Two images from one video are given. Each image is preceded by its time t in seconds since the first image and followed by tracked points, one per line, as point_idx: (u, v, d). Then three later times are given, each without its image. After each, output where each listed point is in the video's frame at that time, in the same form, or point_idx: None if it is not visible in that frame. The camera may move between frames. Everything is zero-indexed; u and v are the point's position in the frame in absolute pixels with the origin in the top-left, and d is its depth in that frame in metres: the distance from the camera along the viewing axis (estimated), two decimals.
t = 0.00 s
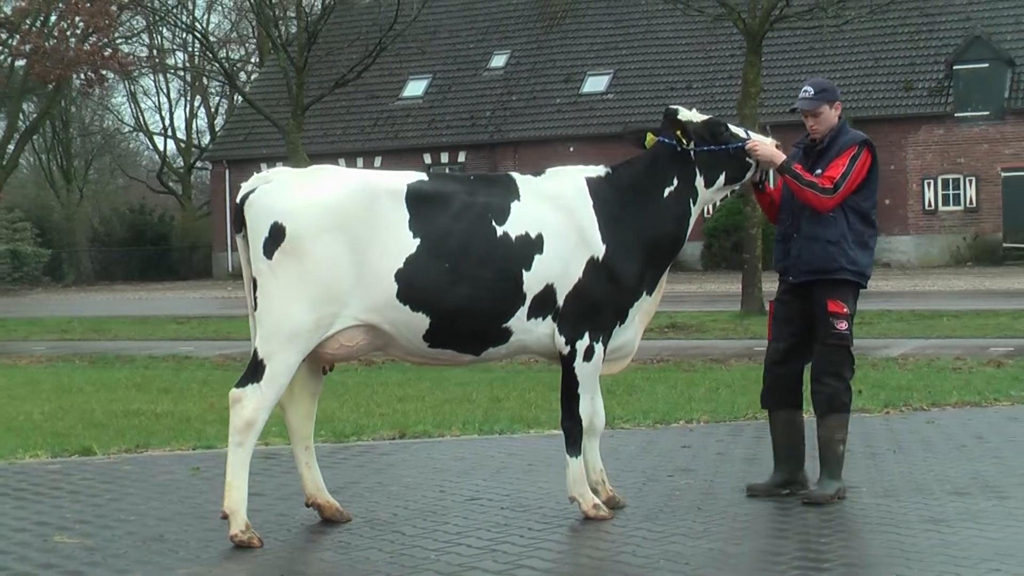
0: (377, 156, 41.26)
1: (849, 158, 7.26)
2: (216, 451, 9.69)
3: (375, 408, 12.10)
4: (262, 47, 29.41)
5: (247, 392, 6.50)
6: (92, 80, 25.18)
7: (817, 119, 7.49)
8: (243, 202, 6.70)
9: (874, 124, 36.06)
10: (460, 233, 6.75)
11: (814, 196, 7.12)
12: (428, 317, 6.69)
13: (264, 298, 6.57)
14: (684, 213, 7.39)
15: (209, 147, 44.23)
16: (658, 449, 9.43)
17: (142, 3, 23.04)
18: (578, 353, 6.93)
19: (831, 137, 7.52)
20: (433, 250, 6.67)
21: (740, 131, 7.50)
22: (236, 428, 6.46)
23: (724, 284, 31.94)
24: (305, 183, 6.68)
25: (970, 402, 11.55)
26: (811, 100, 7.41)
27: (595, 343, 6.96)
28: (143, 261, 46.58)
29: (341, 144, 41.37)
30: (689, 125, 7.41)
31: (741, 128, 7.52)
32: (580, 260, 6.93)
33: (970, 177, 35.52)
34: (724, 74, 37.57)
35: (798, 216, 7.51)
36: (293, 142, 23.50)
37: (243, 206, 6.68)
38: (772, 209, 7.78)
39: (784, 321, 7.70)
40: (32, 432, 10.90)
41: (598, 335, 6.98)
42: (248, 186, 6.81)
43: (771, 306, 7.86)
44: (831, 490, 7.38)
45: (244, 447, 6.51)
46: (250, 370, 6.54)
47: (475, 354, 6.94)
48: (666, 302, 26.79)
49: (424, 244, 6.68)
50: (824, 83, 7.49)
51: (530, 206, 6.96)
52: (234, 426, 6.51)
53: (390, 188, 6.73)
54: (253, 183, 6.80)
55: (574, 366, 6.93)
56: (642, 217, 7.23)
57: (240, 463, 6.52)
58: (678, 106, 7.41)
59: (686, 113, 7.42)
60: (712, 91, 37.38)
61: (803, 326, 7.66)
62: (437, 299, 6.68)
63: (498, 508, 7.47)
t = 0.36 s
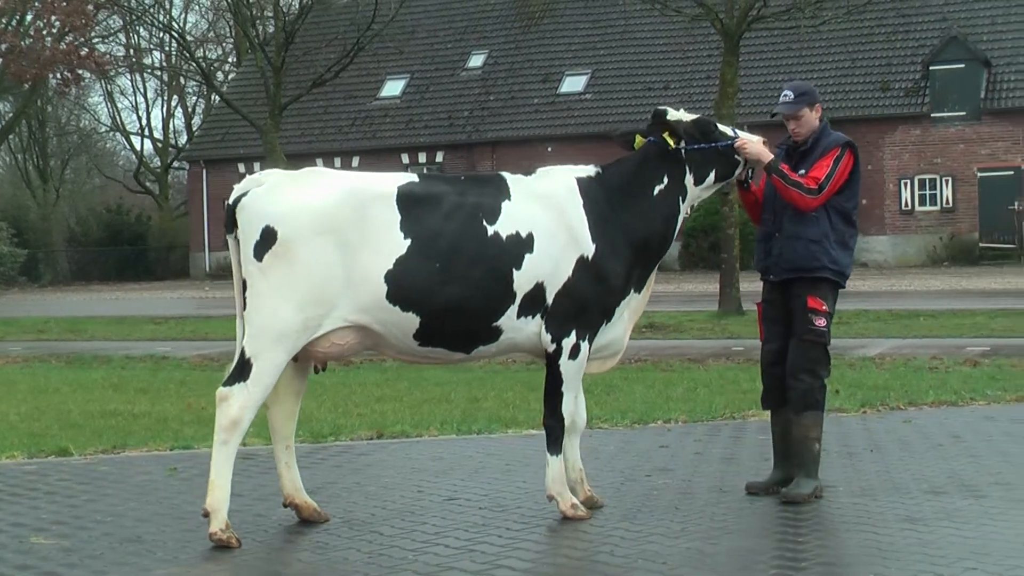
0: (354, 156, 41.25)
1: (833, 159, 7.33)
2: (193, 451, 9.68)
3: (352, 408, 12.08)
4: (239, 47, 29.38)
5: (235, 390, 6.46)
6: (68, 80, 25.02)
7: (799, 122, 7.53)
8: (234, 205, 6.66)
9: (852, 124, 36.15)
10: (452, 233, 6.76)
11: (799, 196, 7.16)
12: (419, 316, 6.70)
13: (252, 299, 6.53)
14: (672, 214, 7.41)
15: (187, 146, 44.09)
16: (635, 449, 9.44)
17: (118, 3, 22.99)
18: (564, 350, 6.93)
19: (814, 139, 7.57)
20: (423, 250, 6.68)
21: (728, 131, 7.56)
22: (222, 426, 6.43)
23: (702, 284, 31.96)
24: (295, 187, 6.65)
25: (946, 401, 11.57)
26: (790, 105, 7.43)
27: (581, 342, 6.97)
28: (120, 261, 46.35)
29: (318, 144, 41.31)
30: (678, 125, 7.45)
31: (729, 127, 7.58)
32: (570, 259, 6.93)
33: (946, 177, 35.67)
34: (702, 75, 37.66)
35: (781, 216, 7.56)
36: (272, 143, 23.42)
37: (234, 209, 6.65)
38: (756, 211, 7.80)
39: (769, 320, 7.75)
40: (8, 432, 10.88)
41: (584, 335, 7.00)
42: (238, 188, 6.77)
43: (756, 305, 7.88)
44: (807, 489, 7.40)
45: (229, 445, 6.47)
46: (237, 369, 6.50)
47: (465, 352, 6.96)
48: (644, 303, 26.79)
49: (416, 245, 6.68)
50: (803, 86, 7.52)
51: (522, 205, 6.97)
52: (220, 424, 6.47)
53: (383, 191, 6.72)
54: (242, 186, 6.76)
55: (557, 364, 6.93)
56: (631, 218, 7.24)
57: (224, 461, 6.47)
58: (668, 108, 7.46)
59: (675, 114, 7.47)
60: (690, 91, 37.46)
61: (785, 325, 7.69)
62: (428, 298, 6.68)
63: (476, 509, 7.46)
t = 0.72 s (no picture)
0: (340, 156, 41.24)
1: (828, 161, 7.39)
2: (178, 452, 9.65)
3: (338, 408, 12.06)
4: (224, 47, 29.32)
5: (248, 383, 6.55)
6: (53, 79, 24.95)
7: (796, 120, 7.55)
8: (240, 208, 6.78)
9: (838, 124, 36.18)
10: (455, 231, 6.77)
11: (797, 197, 7.23)
12: (424, 314, 6.71)
13: (265, 299, 6.64)
14: (671, 217, 7.41)
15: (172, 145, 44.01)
16: (621, 449, 9.44)
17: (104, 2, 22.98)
18: (560, 349, 6.90)
19: (807, 141, 7.62)
20: (427, 248, 6.68)
21: (723, 139, 7.58)
22: (237, 416, 6.52)
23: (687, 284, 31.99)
24: (300, 188, 6.74)
25: (931, 401, 11.57)
26: (794, 100, 7.43)
27: (578, 341, 6.95)
28: (104, 262, 46.13)
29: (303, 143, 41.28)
30: (673, 132, 7.42)
31: (725, 135, 7.60)
32: (571, 257, 6.93)
33: (931, 176, 35.76)
34: (687, 76, 37.69)
35: (775, 215, 7.61)
36: (258, 140, 23.39)
37: (241, 211, 6.76)
38: (749, 215, 7.81)
39: (764, 320, 7.78)
40: None
41: (581, 335, 6.97)
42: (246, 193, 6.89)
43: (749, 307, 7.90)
44: (811, 481, 7.50)
45: (248, 434, 6.56)
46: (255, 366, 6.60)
47: (467, 351, 6.97)
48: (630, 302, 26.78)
49: (420, 243, 6.69)
50: (801, 87, 7.56)
51: (523, 206, 6.95)
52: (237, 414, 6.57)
53: (385, 190, 6.74)
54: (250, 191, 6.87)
55: (552, 362, 6.91)
56: (632, 218, 7.25)
57: (248, 451, 6.57)
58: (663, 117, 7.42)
59: (667, 123, 7.44)
60: (676, 91, 37.50)
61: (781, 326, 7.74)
62: (432, 295, 6.69)
63: (462, 509, 7.45)
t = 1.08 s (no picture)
0: (329, 156, 41.20)
1: (828, 163, 7.38)
2: (166, 453, 9.63)
3: (329, 408, 12.09)
4: (214, 48, 29.32)
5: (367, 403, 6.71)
6: (40, 78, 24.91)
7: (801, 122, 7.59)
8: (269, 212, 6.72)
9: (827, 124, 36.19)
10: (481, 231, 6.78)
11: (794, 199, 7.23)
12: (459, 314, 6.72)
13: (323, 302, 6.63)
14: (676, 215, 7.47)
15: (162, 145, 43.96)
16: (610, 449, 9.44)
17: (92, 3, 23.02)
18: (571, 345, 6.96)
19: (809, 142, 7.62)
20: (457, 248, 6.70)
21: (725, 136, 7.58)
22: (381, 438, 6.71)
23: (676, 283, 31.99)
24: (328, 189, 6.71)
25: (919, 401, 11.60)
26: (799, 102, 7.52)
27: (586, 339, 6.99)
28: (93, 262, 45.97)
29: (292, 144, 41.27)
30: (673, 129, 7.46)
31: (726, 133, 7.60)
32: (584, 258, 6.98)
33: (920, 177, 35.79)
34: (677, 76, 37.72)
35: (775, 217, 7.60)
36: (247, 140, 23.40)
37: (271, 214, 6.70)
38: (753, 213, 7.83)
39: (762, 320, 7.79)
40: None
41: (589, 333, 7.01)
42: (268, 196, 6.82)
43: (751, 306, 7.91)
44: (822, 480, 7.65)
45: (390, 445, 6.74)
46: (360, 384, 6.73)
47: (492, 352, 6.97)
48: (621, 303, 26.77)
49: (450, 241, 6.70)
50: (809, 89, 7.63)
51: (537, 205, 6.99)
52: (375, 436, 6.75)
53: (413, 189, 6.76)
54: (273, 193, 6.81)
55: (561, 360, 6.96)
56: (644, 220, 7.35)
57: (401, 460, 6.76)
58: (664, 113, 7.47)
59: (671, 120, 7.48)
60: (665, 91, 37.53)
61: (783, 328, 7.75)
62: (467, 295, 6.71)
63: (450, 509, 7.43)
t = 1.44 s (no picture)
0: (318, 157, 41.32)
1: (837, 166, 7.54)
2: (155, 455, 9.63)
3: (321, 409, 12.10)
4: (202, 50, 29.25)
5: (379, 402, 6.77)
6: (28, 79, 24.81)
7: (811, 123, 7.76)
8: (319, 205, 6.82)
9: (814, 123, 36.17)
10: (524, 234, 6.99)
11: (802, 203, 7.38)
12: (503, 314, 6.94)
13: (365, 300, 6.75)
14: (693, 211, 7.83)
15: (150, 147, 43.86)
16: (600, 451, 9.44)
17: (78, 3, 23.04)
18: (625, 351, 7.30)
19: (819, 144, 7.79)
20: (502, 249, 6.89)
21: (741, 138, 7.94)
22: (383, 436, 6.74)
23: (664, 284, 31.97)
24: (376, 185, 6.83)
25: (908, 403, 11.63)
26: (810, 104, 7.68)
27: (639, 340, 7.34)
28: (81, 263, 45.86)
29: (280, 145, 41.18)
30: (692, 126, 7.85)
31: (742, 135, 7.97)
32: (616, 261, 7.30)
33: (907, 179, 35.83)
34: (666, 78, 37.72)
35: (785, 218, 7.77)
36: (234, 142, 23.41)
37: (321, 208, 6.81)
38: (766, 213, 8.13)
39: (769, 317, 7.97)
40: None
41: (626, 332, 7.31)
42: (316, 188, 6.91)
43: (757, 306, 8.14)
44: (812, 479, 7.68)
45: (395, 451, 6.79)
46: (376, 380, 6.81)
47: (533, 353, 7.21)
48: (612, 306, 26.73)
49: (497, 242, 6.89)
50: (821, 91, 7.78)
51: (569, 208, 7.27)
52: (379, 436, 6.79)
53: (458, 189, 6.90)
54: (321, 185, 6.90)
55: (624, 362, 7.30)
56: (661, 217, 7.66)
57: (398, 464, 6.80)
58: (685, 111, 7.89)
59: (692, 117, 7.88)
60: (654, 93, 37.55)
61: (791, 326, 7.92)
62: (511, 296, 6.92)
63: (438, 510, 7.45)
